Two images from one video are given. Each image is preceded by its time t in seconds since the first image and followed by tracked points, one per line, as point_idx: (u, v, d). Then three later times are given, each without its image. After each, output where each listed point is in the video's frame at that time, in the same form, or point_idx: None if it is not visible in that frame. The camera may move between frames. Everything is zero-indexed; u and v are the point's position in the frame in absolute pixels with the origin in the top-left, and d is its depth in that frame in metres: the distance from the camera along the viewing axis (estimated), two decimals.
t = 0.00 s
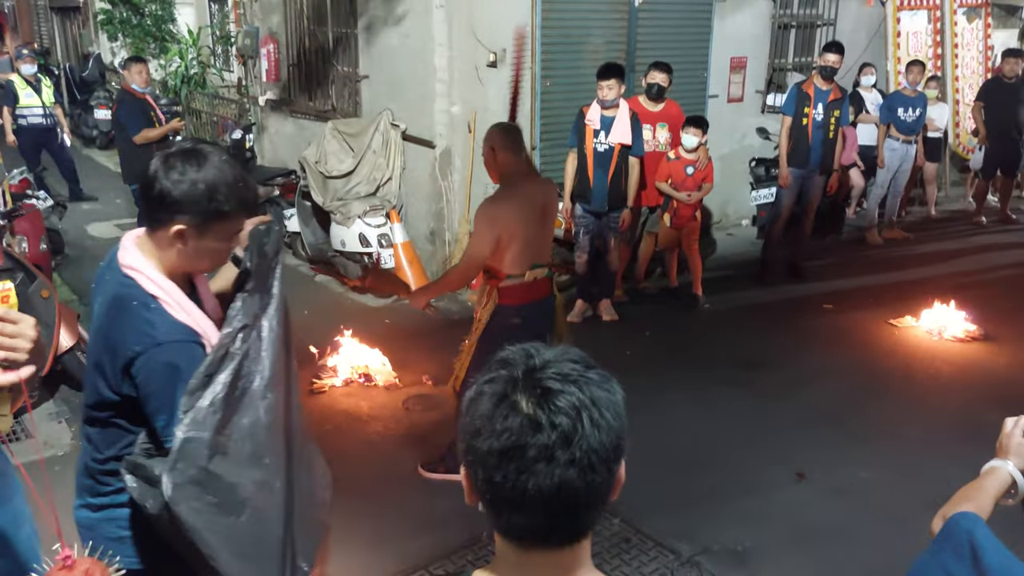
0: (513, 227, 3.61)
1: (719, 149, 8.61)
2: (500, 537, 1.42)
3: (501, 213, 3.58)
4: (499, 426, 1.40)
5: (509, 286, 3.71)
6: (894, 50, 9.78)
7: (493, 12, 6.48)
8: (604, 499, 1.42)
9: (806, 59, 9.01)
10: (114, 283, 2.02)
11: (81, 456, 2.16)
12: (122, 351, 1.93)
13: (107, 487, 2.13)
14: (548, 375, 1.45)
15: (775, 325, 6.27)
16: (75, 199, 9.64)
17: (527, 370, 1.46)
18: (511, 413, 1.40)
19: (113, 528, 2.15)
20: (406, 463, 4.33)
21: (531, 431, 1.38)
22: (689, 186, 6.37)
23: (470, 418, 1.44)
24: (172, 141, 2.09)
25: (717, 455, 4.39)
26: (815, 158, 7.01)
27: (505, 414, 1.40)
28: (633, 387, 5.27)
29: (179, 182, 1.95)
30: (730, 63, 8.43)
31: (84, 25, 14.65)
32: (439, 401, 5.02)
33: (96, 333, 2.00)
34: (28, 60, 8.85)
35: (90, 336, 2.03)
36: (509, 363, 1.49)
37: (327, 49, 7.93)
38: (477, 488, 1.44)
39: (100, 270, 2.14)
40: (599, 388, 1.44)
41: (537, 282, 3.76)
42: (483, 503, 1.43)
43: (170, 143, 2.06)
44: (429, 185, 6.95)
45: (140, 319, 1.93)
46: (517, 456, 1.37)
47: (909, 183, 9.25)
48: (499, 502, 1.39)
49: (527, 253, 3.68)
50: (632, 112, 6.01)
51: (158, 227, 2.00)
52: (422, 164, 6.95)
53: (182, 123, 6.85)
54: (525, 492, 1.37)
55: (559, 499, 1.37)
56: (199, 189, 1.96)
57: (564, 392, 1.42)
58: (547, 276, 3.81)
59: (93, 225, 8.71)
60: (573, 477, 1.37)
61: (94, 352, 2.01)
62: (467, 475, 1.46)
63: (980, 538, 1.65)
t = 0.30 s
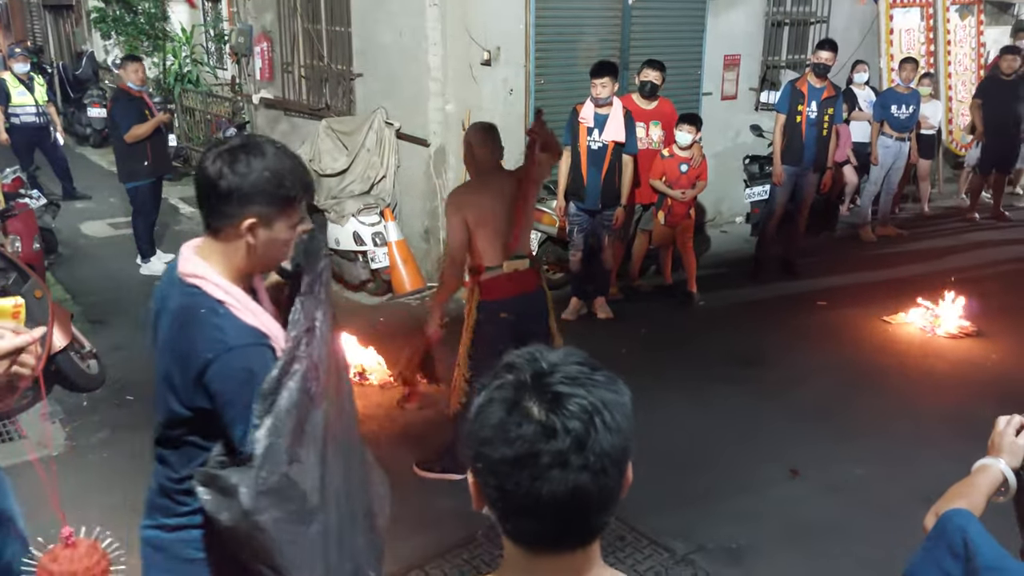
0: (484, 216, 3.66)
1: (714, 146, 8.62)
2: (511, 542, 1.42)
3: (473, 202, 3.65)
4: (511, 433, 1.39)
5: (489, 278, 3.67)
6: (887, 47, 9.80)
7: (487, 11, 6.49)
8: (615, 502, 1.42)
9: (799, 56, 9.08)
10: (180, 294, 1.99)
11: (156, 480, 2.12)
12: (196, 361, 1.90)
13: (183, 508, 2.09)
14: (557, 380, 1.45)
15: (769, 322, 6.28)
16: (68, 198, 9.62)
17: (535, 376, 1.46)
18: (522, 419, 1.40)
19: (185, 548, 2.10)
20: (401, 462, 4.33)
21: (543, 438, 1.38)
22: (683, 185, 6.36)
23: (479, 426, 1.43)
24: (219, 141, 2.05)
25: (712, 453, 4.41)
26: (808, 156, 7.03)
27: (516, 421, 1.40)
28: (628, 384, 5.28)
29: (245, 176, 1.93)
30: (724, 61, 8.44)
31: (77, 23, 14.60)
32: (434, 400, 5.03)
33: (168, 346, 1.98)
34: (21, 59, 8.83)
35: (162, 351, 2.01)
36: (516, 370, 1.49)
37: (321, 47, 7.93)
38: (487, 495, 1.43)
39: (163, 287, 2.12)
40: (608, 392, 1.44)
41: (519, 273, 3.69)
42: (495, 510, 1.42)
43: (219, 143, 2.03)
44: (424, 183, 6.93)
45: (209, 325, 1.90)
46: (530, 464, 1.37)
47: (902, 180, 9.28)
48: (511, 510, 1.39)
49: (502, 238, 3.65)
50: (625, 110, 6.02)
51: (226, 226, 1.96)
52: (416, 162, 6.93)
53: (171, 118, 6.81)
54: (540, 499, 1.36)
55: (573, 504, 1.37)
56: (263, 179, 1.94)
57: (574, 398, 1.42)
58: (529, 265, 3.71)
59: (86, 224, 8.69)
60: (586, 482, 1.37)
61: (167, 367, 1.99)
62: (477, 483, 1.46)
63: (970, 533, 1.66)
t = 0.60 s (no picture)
0: (468, 214, 3.64)
1: (711, 141, 8.65)
2: (540, 538, 1.43)
3: (457, 201, 3.63)
4: (544, 432, 1.39)
5: (479, 274, 3.67)
6: (885, 42, 9.80)
7: (484, 7, 6.51)
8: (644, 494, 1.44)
9: (796, 50, 9.10)
10: (266, 287, 2.02)
11: (252, 479, 2.14)
12: (288, 349, 1.93)
13: (282, 506, 2.10)
14: (583, 375, 1.44)
15: (767, 317, 6.31)
16: (67, 195, 9.64)
17: (560, 373, 1.45)
18: (554, 418, 1.40)
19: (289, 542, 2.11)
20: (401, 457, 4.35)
21: (576, 436, 1.38)
22: (679, 179, 6.41)
23: (509, 425, 1.43)
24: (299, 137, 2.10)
25: (711, 447, 4.43)
26: (806, 151, 7.05)
27: (548, 419, 1.40)
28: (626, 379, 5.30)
29: (337, 164, 1.99)
30: (721, 56, 8.46)
31: (75, 22, 14.62)
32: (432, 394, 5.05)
33: (258, 341, 2.01)
34: (20, 57, 8.84)
35: (252, 347, 2.03)
36: (539, 365, 1.48)
37: (319, 44, 7.96)
38: (519, 494, 1.43)
39: (247, 285, 2.15)
40: (633, 386, 1.45)
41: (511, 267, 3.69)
42: (527, 509, 1.43)
43: (301, 138, 2.08)
44: (421, 179, 6.99)
45: (299, 311, 1.93)
46: (566, 463, 1.37)
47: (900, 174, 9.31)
48: (546, 509, 1.40)
49: (487, 235, 3.64)
50: (623, 105, 6.04)
51: (318, 214, 1.99)
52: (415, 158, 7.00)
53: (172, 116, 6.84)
54: (577, 496, 1.38)
55: (608, 500, 1.38)
56: (354, 164, 2.00)
57: (605, 392, 1.42)
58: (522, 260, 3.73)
59: (86, 222, 8.72)
60: (621, 476, 1.39)
61: (258, 361, 2.01)
62: (506, 482, 1.45)
63: (967, 523, 1.67)
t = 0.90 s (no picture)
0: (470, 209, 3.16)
1: (709, 138, 8.66)
2: (585, 534, 1.36)
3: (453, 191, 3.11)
4: (581, 421, 1.32)
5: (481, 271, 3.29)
6: (882, 39, 9.81)
7: (482, 5, 6.63)
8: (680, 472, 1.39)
9: (794, 48, 9.09)
10: (338, 289, 1.83)
11: (328, 483, 1.97)
12: (378, 354, 1.77)
13: (371, 508, 1.96)
14: (605, 362, 1.38)
15: (765, 313, 6.31)
16: (65, 194, 9.64)
17: (582, 361, 1.38)
18: (590, 405, 1.33)
19: (381, 547, 1.97)
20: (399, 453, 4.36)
21: (615, 418, 1.31)
22: (676, 175, 6.40)
23: (541, 418, 1.35)
24: (356, 131, 1.96)
25: (709, 444, 4.44)
26: (804, 147, 7.05)
27: (582, 407, 1.33)
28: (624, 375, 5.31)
29: (407, 160, 1.85)
30: (718, 53, 8.46)
31: (73, 21, 14.60)
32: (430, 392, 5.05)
33: (334, 344, 1.83)
34: (17, 56, 8.83)
35: (323, 349, 1.85)
36: (560, 356, 1.40)
37: (316, 43, 7.96)
38: (560, 491, 1.35)
39: (300, 281, 1.94)
40: (653, 365, 1.40)
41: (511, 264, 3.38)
42: (568, 503, 1.35)
43: (361, 131, 1.93)
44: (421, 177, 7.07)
45: (385, 314, 1.77)
46: (609, 450, 1.30)
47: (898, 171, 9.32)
48: (593, 501, 1.32)
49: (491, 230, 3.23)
50: (620, 102, 6.03)
51: (389, 215, 1.86)
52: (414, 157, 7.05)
53: (176, 116, 6.84)
54: (623, 482, 1.31)
55: (651, 482, 1.32)
56: (422, 160, 1.87)
57: (634, 372, 1.36)
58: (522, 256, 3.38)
59: (84, 220, 8.72)
60: (662, 456, 1.33)
61: (336, 365, 1.84)
62: (543, 481, 1.37)
63: (959, 516, 1.68)
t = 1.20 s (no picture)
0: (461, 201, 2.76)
1: (707, 138, 8.67)
2: (555, 527, 1.34)
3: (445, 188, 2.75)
4: (546, 406, 1.33)
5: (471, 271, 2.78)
6: (879, 39, 9.82)
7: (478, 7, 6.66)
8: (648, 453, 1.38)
9: (791, 48, 9.10)
10: (410, 310, 1.80)
11: (410, 517, 1.87)
12: (468, 368, 1.77)
13: (458, 530, 1.89)
14: (567, 354, 1.40)
15: (763, 312, 6.32)
16: (63, 196, 9.63)
17: (543, 354, 1.41)
18: (552, 392, 1.34)
19: (469, 569, 1.90)
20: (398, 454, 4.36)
21: (577, 401, 1.32)
22: (673, 175, 6.42)
23: (509, 408, 1.36)
24: (395, 143, 1.96)
25: (707, 443, 4.44)
26: (801, 147, 7.06)
27: (546, 392, 1.34)
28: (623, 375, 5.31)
29: (459, 175, 1.92)
30: (716, 53, 8.47)
31: (71, 23, 14.58)
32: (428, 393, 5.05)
33: (413, 365, 1.78)
34: (15, 58, 8.83)
35: (401, 372, 1.79)
36: (523, 351, 1.42)
37: (315, 45, 7.97)
38: (532, 484, 1.33)
39: (348, 313, 1.86)
40: (611, 353, 1.42)
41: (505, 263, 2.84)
42: (540, 494, 1.33)
43: (402, 145, 1.94)
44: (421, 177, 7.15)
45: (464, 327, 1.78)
46: (574, 431, 1.30)
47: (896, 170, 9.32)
48: (564, 485, 1.30)
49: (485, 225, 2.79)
50: (617, 103, 6.05)
51: (444, 229, 1.91)
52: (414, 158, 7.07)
53: (176, 116, 6.82)
54: (592, 462, 1.30)
55: (621, 460, 1.31)
56: (469, 163, 1.95)
57: (593, 358, 1.39)
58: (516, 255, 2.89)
59: (82, 223, 8.72)
60: (629, 433, 1.32)
61: (419, 388, 1.78)
62: (514, 477, 1.35)
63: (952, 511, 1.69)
